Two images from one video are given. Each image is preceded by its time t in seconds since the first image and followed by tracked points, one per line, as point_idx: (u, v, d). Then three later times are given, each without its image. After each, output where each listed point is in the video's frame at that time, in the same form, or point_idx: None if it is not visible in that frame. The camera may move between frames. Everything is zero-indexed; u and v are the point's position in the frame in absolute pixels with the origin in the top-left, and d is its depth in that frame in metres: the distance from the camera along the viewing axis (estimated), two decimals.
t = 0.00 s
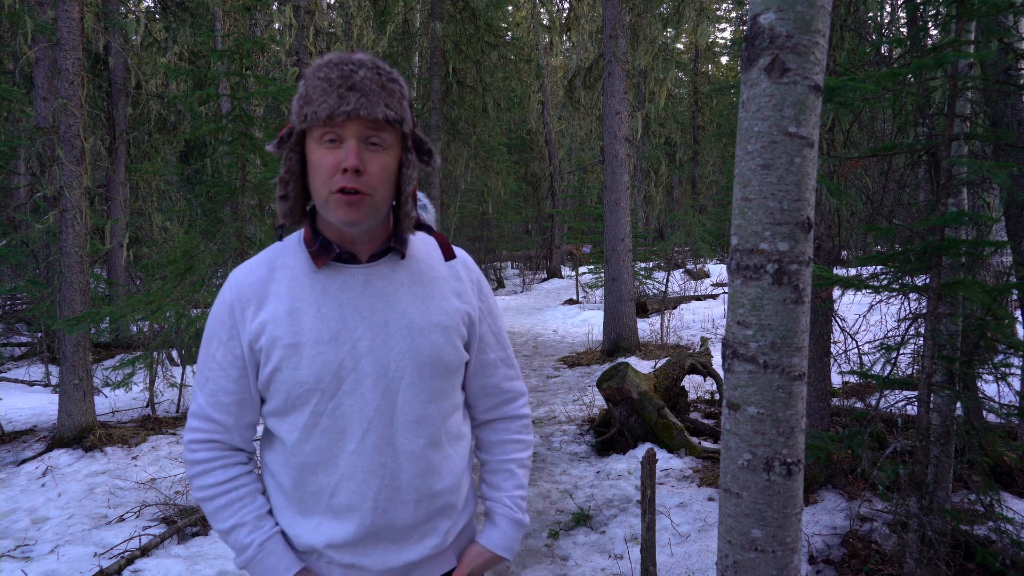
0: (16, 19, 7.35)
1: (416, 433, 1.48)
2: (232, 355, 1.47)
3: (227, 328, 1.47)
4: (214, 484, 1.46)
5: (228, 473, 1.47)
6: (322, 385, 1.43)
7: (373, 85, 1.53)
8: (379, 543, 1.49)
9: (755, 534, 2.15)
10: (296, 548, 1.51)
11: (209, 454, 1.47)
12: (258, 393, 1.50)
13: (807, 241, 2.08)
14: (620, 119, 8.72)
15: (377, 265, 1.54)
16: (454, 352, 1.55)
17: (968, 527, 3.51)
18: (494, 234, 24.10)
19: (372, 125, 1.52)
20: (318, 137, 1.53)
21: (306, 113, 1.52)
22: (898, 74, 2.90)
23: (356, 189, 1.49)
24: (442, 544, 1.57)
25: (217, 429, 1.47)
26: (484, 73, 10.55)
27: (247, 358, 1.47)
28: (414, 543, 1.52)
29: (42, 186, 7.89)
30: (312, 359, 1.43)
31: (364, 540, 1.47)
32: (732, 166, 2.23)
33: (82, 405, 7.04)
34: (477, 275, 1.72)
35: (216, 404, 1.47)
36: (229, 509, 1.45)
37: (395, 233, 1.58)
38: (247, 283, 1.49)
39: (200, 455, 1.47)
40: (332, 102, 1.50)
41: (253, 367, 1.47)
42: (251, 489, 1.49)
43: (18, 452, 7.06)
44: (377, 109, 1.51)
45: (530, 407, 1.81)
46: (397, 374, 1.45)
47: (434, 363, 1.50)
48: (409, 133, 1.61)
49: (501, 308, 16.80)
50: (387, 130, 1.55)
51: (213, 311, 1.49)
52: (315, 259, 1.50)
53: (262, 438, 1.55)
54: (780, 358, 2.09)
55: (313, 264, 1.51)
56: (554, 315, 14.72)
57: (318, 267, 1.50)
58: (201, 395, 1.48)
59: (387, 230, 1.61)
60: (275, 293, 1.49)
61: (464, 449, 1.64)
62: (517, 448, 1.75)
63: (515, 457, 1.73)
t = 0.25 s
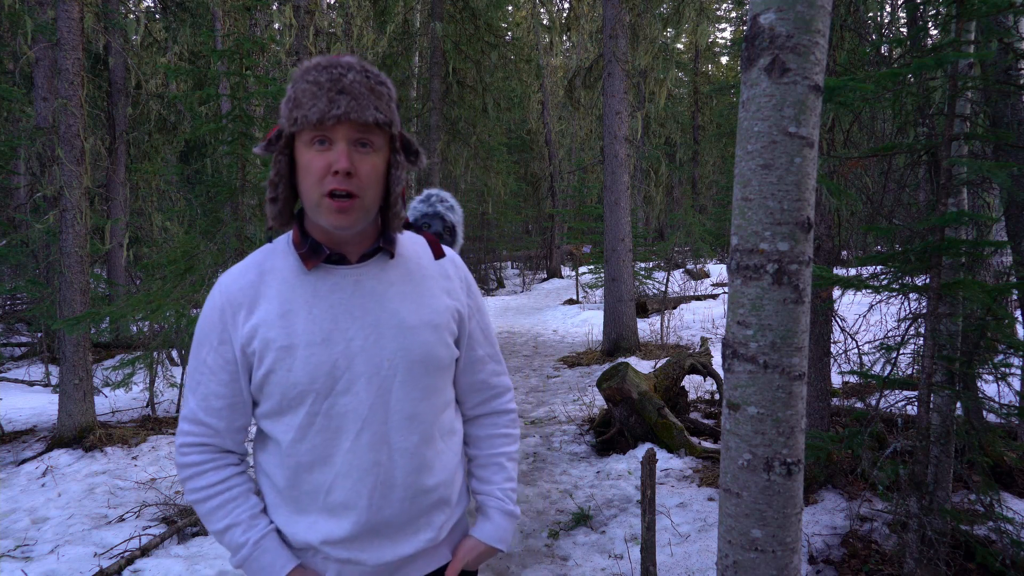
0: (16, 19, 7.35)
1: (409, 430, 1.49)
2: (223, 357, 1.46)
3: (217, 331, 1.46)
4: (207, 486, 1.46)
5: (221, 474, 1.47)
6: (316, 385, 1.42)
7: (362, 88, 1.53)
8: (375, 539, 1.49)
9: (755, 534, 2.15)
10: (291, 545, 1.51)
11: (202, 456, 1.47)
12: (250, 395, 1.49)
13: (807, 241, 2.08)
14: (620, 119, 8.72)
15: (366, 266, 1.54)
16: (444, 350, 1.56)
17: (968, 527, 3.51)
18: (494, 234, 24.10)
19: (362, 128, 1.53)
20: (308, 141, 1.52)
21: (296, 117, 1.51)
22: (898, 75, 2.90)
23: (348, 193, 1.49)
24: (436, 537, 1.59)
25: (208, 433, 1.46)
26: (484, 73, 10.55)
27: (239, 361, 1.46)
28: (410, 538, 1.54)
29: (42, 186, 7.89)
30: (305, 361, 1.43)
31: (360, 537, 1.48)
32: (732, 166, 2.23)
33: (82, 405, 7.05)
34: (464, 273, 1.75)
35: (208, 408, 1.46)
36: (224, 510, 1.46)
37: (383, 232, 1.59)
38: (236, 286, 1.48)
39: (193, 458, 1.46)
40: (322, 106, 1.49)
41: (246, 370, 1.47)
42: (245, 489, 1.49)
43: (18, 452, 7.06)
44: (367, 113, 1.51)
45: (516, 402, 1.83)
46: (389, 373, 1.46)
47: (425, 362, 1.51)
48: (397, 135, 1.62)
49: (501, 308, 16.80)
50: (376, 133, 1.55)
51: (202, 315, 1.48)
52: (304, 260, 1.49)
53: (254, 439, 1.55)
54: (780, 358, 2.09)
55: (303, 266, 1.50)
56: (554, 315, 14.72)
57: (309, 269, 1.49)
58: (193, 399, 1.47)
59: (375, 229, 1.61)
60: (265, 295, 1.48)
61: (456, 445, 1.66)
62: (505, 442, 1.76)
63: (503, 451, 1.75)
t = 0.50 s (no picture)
0: (16, 19, 7.34)
1: (406, 425, 1.52)
2: (215, 362, 1.44)
3: (209, 336, 1.44)
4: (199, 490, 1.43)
5: (211, 478, 1.45)
6: (315, 385, 1.43)
7: (367, 97, 1.54)
8: (373, 532, 1.51)
9: (755, 534, 2.15)
10: (286, 544, 1.50)
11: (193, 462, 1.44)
12: (243, 398, 1.47)
13: (807, 241, 2.08)
14: (620, 119, 8.72)
15: (358, 265, 1.57)
16: (436, 345, 1.61)
17: (968, 527, 3.51)
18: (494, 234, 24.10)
19: (369, 137, 1.54)
20: (317, 152, 1.50)
21: (305, 129, 1.46)
22: (898, 74, 2.90)
23: (363, 200, 1.52)
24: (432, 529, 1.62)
25: (200, 438, 1.44)
26: (484, 73, 10.55)
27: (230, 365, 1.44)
28: (407, 530, 1.56)
29: (42, 186, 7.89)
30: (304, 361, 1.43)
31: (359, 531, 1.49)
32: (732, 166, 2.23)
33: (82, 405, 7.05)
34: (450, 272, 1.80)
35: (199, 412, 1.44)
36: (216, 512, 1.44)
37: (374, 232, 1.63)
38: (227, 289, 1.46)
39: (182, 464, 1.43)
40: (334, 118, 1.47)
41: (239, 373, 1.45)
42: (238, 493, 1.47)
43: (18, 452, 7.06)
44: (376, 122, 1.53)
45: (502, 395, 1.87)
46: (387, 370, 1.49)
47: (419, 357, 1.55)
48: (392, 139, 1.65)
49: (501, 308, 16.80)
50: (379, 139, 1.58)
51: (190, 319, 1.45)
52: (298, 263, 1.50)
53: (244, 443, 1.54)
54: (780, 358, 2.09)
55: (296, 269, 1.51)
56: (554, 315, 14.72)
57: (302, 271, 1.50)
58: (183, 404, 1.44)
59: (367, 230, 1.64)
60: (258, 297, 1.47)
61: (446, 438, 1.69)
62: (493, 434, 1.80)
63: (492, 443, 1.79)
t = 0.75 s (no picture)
0: (16, 19, 7.35)
1: (404, 423, 1.54)
2: (213, 362, 1.43)
3: (207, 335, 1.43)
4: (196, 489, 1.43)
5: (208, 477, 1.44)
6: (316, 383, 1.44)
7: (373, 101, 1.57)
8: (372, 528, 1.51)
9: (755, 534, 2.15)
10: (284, 542, 1.49)
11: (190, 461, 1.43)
12: (241, 398, 1.47)
13: (807, 241, 2.08)
14: (620, 119, 8.72)
15: (357, 265, 1.59)
16: (432, 344, 1.65)
17: (968, 527, 3.51)
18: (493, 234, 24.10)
19: (375, 139, 1.57)
20: (325, 154, 1.51)
21: (314, 131, 1.47)
22: (898, 75, 2.90)
23: (369, 201, 1.54)
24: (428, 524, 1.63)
25: (197, 438, 1.44)
26: (484, 73, 10.55)
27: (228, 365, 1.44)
28: (405, 525, 1.57)
29: (42, 186, 7.88)
30: (304, 360, 1.44)
31: (358, 527, 1.49)
32: (732, 166, 2.23)
33: (82, 405, 7.05)
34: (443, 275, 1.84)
35: (197, 412, 1.43)
36: (214, 512, 1.43)
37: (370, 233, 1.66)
38: (224, 289, 1.46)
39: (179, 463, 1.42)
40: (344, 120, 1.49)
41: (237, 373, 1.45)
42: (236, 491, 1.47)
43: (18, 452, 7.06)
44: (383, 125, 1.56)
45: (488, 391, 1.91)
46: (385, 369, 1.51)
47: (416, 356, 1.58)
48: (394, 142, 1.68)
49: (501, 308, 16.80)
50: (383, 142, 1.61)
51: (187, 319, 1.44)
52: (297, 263, 1.50)
53: (240, 442, 1.53)
54: (780, 358, 2.09)
55: (295, 269, 1.51)
56: (554, 315, 14.72)
57: (302, 272, 1.50)
58: (179, 404, 1.43)
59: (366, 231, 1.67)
60: (256, 297, 1.47)
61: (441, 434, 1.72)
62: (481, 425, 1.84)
63: (481, 434, 1.83)
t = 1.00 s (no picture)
0: (16, 19, 7.35)
1: (400, 424, 1.54)
2: (213, 359, 1.43)
3: (207, 331, 1.44)
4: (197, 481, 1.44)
5: (207, 474, 1.44)
6: (312, 382, 1.44)
7: (378, 102, 1.58)
8: (366, 529, 1.51)
9: (755, 534, 2.15)
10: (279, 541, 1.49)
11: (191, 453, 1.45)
12: (240, 396, 1.47)
13: (807, 241, 2.08)
14: (620, 119, 8.72)
15: (357, 266, 1.59)
16: (431, 347, 1.65)
17: (968, 527, 3.51)
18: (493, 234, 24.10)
19: (380, 140, 1.58)
20: (332, 154, 1.52)
21: (322, 132, 1.48)
22: (898, 75, 2.90)
23: (374, 202, 1.55)
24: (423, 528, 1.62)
25: (197, 434, 1.44)
26: (484, 73, 10.54)
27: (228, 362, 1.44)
28: (399, 527, 1.56)
29: (43, 186, 7.89)
30: (301, 359, 1.44)
31: (351, 527, 1.49)
32: (732, 166, 2.23)
33: (82, 405, 7.05)
34: (446, 279, 1.83)
35: (197, 408, 1.43)
36: (210, 508, 1.43)
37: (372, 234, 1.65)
38: (225, 286, 1.46)
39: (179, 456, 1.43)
40: (351, 121, 1.50)
41: (236, 370, 1.45)
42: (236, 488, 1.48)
43: (18, 452, 7.06)
44: (388, 126, 1.58)
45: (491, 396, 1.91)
46: (382, 370, 1.51)
47: (414, 358, 1.58)
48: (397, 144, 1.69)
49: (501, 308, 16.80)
50: (387, 143, 1.62)
51: (188, 316, 1.45)
52: (298, 263, 1.50)
53: (240, 440, 1.54)
54: (780, 358, 2.09)
55: (296, 269, 1.51)
56: (554, 315, 14.72)
57: (302, 272, 1.50)
58: (180, 400, 1.44)
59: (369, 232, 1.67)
60: (256, 295, 1.47)
61: (440, 437, 1.72)
62: (483, 431, 1.84)
63: (482, 439, 1.82)
